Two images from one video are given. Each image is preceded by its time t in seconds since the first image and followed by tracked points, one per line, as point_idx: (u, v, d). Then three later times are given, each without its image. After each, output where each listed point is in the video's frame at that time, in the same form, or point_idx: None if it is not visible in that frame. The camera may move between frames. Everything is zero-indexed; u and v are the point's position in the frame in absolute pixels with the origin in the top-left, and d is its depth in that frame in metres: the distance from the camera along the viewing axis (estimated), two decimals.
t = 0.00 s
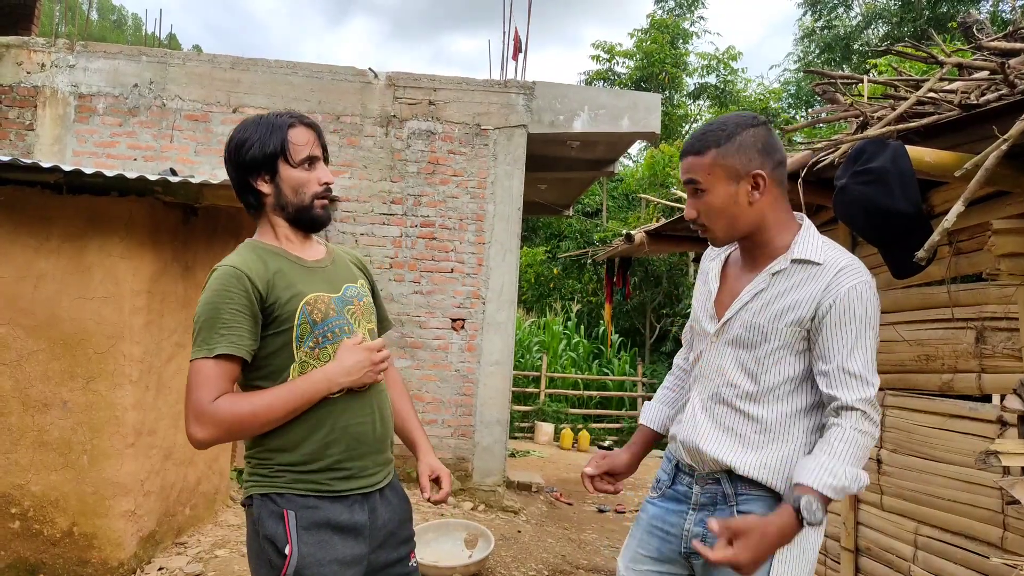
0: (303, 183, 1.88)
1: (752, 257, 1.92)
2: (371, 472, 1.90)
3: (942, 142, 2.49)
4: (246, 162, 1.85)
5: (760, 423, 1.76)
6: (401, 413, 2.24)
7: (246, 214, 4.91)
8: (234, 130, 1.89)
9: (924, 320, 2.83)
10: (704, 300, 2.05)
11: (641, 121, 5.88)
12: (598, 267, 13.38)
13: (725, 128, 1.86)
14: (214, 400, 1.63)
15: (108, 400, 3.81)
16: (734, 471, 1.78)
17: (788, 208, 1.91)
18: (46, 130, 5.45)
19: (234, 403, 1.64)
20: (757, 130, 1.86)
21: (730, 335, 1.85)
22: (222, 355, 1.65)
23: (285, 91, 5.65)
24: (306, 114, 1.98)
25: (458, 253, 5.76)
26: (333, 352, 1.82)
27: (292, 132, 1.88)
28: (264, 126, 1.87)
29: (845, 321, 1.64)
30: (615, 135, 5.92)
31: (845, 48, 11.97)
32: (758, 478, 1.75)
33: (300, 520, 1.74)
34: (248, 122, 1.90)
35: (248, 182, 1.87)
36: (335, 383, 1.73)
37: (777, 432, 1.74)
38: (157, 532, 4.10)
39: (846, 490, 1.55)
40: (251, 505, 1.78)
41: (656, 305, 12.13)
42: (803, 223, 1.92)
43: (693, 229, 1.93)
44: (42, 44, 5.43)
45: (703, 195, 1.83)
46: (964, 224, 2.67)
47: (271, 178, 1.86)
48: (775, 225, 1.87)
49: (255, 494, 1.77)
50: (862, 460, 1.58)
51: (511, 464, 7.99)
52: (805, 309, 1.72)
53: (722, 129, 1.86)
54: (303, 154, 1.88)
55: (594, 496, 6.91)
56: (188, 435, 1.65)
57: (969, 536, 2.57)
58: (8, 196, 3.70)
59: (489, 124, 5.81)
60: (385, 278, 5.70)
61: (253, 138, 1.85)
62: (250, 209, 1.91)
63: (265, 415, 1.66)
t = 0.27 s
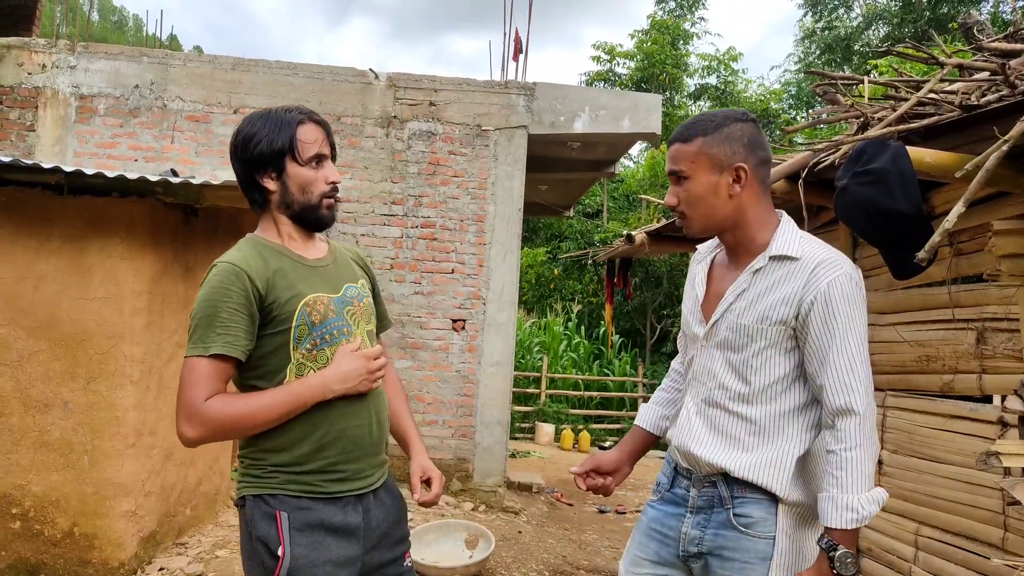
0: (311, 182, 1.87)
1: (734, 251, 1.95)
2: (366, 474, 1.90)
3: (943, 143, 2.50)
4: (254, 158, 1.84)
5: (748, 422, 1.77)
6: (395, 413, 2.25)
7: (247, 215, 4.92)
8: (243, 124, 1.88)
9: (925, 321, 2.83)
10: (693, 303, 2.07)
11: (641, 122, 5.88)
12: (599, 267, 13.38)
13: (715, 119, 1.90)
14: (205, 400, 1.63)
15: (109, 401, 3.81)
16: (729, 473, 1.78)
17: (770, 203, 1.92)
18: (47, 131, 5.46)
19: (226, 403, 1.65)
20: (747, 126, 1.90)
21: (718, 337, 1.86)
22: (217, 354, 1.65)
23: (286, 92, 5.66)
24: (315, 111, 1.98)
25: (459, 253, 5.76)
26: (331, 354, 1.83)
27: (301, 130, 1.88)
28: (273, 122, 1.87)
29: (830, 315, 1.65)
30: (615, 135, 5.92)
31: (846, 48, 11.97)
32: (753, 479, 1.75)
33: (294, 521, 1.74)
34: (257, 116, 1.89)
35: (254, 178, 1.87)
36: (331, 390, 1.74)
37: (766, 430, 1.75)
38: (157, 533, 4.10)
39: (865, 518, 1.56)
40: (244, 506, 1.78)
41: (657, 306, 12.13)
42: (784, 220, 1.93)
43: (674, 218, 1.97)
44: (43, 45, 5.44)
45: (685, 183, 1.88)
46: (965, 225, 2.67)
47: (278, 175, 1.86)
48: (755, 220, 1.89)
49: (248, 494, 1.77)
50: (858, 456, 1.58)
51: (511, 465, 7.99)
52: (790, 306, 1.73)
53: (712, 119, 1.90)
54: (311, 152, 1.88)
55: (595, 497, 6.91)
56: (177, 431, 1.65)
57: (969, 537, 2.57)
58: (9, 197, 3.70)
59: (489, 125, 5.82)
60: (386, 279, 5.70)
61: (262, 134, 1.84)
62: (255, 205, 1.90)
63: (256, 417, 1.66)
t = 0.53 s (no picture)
0: (343, 185, 1.88)
1: (726, 249, 1.95)
2: (353, 482, 1.90)
3: (942, 142, 2.50)
4: (289, 156, 1.83)
5: (740, 420, 1.78)
6: (391, 414, 2.25)
7: (246, 215, 4.91)
8: (277, 118, 1.86)
9: (924, 320, 2.83)
10: (685, 302, 2.08)
11: (640, 121, 5.88)
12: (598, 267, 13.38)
13: (701, 118, 1.89)
14: (183, 395, 1.62)
15: (109, 401, 3.81)
16: (723, 473, 1.78)
17: (759, 200, 1.93)
18: (46, 131, 5.45)
19: (201, 402, 1.63)
20: (735, 124, 1.90)
21: (711, 335, 1.87)
22: (207, 354, 1.64)
23: (285, 91, 5.65)
24: (348, 108, 1.97)
25: (458, 253, 5.76)
26: (330, 366, 1.83)
27: (337, 130, 1.88)
28: (309, 120, 1.86)
29: (820, 310, 1.65)
30: (615, 135, 5.92)
31: (845, 48, 11.97)
32: (746, 478, 1.74)
33: (283, 518, 1.74)
34: (292, 111, 1.87)
35: (286, 175, 1.86)
36: (303, 418, 1.68)
37: (758, 427, 1.76)
38: (157, 533, 4.10)
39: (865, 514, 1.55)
40: (233, 503, 1.78)
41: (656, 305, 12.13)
42: (773, 215, 1.93)
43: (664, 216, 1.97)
44: (42, 45, 5.44)
45: (675, 183, 1.88)
46: (964, 225, 2.67)
47: (311, 175, 1.86)
48: (745, 217, 1.90)
49: (236, 492, 1.76)
50: (850, 450, 1.58)
51: (511, 465, 7.99)
52: (780, 302, 1.73)
53: (698, 118, 1.90)
54: (347, 154, 1.88)
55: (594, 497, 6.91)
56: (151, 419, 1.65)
57: (969, 535, 2.57)
58: (8, 197, 3.70)
59: (489, 125, 5.81)
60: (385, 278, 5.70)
61: (299, 132, 1.84)
62: (281, 201, 1.89)
63: (224, 425, 1.63)
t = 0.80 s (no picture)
0: (362, 197, 1.88)
1: (722, 250, 1.95)
2: (347, 490, 1.90)
3: (942, 143, 2.50)
4: (310, 163, 1.83)
5: (734, 419, 1.78)
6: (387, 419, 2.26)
7: (246, 215, 4.91)
8: (302, 125, 1.85)
9: (924, 321, 2.83)
10: (680, 302, 2.08)
11: (641, 122, 5.88)
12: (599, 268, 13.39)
13: (699, 118, 1.89)
14: (184, 405, 1.63)
15: (109, 401, 3.81)
16: (719, 474, 1.78)
17: (755, 201, 1.93)
18: (47, 131, 5.46)
19: (203, 413, 1.64)
20: (732, 125, 1.90)
21: (705, 335, 1.87)
22: (211, 366, 1.64)
23: (286, 92, 5.66)
24: (372, 117, 1.96)
25: (459, 254, 5.76)
26: (331, 379, 1.83)
27: (360, 140, 1.87)
28: (334, 130, 1.85)
29: (814, 309, 1.65)
30: (615, 136, 5.92)
31: (846, 49, 11.97)
32: (741, 478, 1.75)
33: (278, 521, 1.74)
34: (318, 119, 1.86)
35: (305, 182, 1.85)
36: (303, 438, 1.68)
37: (753, 426, 1.76)
38: (157, 533, 4.10)
39: (857, 512, 1.56)
40: (229, 506, 1.79)
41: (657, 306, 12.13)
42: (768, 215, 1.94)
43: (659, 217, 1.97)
44: (43, 45, 5.45)
45: (672, 183, 1.88)
46: (965, 226, 2.67)
47: (331, 186, 1.85)
48: (741, 218, 1.90)
49: (230, 496, 1.78)
50: (843, 449, 1.58)
51: (511, 466, 7.99)
52: (774, 301, 1.74)
53: (697, 118, 1.90)
54: (369, 166, 1.87)
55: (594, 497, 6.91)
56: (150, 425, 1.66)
57: (970, 537, 2.56)
58: (9, 197, 3.71)
59: (489, 125, 5.81)
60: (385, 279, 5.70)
61: (322, 141, 1.83)
62: (298, 208, 1.89)
63: (225, 438, 1.64)
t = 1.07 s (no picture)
0: (360, 200, 1.87)
1: (715, 252, 1.97)
2: (352, 491, 1.90)
3: (942, 142, 2.50)
4: (307, 167, 1.82)
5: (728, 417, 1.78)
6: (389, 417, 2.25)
7: (245, 214, 4.91)
8: (298, 128, 1.85)
9: (923, 320, 2.83)
10: (675, 302, 2.08)
11: (640, 121, 5.88)
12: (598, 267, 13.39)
13: (709, 126, 1.86)
14: (194, 417, 1.64)
15: (108, 400, 3.81)
16: (712, 471, 1.78)
17: (752, 212, 1.94)
18: (46, 130, 5.45)
19: (212, 424, 1.64)
20: (741, 137, 1.87)
21: (699, 333, 1.88)
22: (218, 376, 1.64)
23: (285, 91, 5.65)
24: (369, 119, 1.95)
25: (458, 252, 5.76)
26: (335, 383, 1.84)
27: (357, 143, 1.86)
28: (330, 133, 1.84)
29: (805, 305, 1.66)
30: (614, 135, 5.92)
31: (845, 48, 11.97)
32: (735, 477, 1.75)
33: (284, 523, 1.75)
34: (313, 122, 1.85)
35: (303, 186, 1.85)
36: (313, 447, 1.68)
37: (745, 424, 1.76)
38: (156, 533, 4.10)
39: (831, 508, 1.57)
40: (234, 508, 1.79)
41: (656, 305, 12.14)
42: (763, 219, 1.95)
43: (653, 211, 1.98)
44: (42, 44, 5.44)
45: (670, 184, 1.88)
46: (963, 225, 2.67)
47: (328, 190, 1.85)
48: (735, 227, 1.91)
49: (236, 498, 1.78)
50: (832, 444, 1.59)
51: (510, 465, 8.00)
52: (767, 299, 1.74)
53: (706, 125, 1.86)
54: (366, 168, 1.87)
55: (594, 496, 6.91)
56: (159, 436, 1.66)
57: (969, 535, 2.57)
58: (8, 196, 3.70)
59: (488, 124, 5.81)
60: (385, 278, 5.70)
61: (319, 145, 1.82)
62: (296, 212, 1.89)
63: (235, 449, 1.64)
